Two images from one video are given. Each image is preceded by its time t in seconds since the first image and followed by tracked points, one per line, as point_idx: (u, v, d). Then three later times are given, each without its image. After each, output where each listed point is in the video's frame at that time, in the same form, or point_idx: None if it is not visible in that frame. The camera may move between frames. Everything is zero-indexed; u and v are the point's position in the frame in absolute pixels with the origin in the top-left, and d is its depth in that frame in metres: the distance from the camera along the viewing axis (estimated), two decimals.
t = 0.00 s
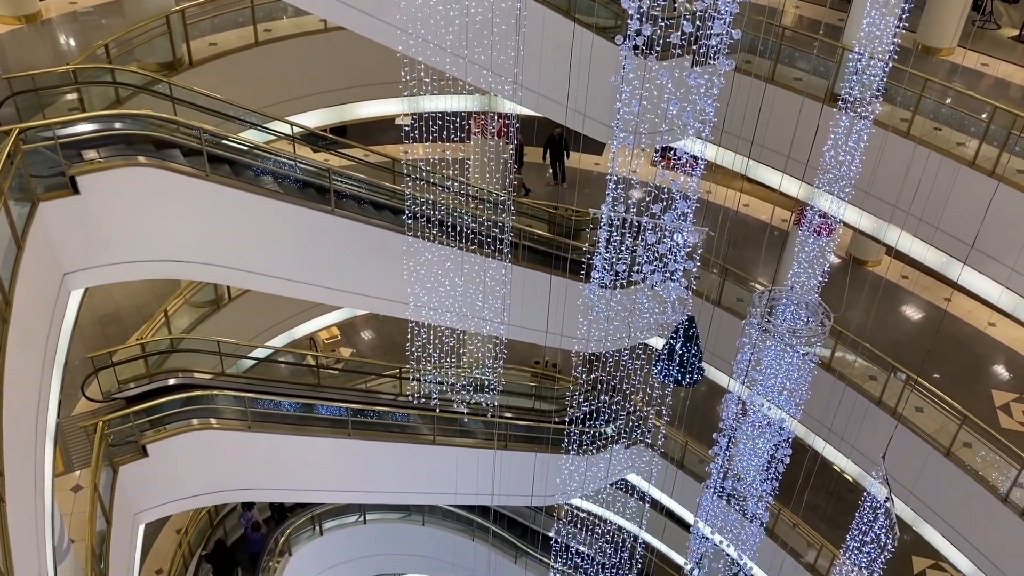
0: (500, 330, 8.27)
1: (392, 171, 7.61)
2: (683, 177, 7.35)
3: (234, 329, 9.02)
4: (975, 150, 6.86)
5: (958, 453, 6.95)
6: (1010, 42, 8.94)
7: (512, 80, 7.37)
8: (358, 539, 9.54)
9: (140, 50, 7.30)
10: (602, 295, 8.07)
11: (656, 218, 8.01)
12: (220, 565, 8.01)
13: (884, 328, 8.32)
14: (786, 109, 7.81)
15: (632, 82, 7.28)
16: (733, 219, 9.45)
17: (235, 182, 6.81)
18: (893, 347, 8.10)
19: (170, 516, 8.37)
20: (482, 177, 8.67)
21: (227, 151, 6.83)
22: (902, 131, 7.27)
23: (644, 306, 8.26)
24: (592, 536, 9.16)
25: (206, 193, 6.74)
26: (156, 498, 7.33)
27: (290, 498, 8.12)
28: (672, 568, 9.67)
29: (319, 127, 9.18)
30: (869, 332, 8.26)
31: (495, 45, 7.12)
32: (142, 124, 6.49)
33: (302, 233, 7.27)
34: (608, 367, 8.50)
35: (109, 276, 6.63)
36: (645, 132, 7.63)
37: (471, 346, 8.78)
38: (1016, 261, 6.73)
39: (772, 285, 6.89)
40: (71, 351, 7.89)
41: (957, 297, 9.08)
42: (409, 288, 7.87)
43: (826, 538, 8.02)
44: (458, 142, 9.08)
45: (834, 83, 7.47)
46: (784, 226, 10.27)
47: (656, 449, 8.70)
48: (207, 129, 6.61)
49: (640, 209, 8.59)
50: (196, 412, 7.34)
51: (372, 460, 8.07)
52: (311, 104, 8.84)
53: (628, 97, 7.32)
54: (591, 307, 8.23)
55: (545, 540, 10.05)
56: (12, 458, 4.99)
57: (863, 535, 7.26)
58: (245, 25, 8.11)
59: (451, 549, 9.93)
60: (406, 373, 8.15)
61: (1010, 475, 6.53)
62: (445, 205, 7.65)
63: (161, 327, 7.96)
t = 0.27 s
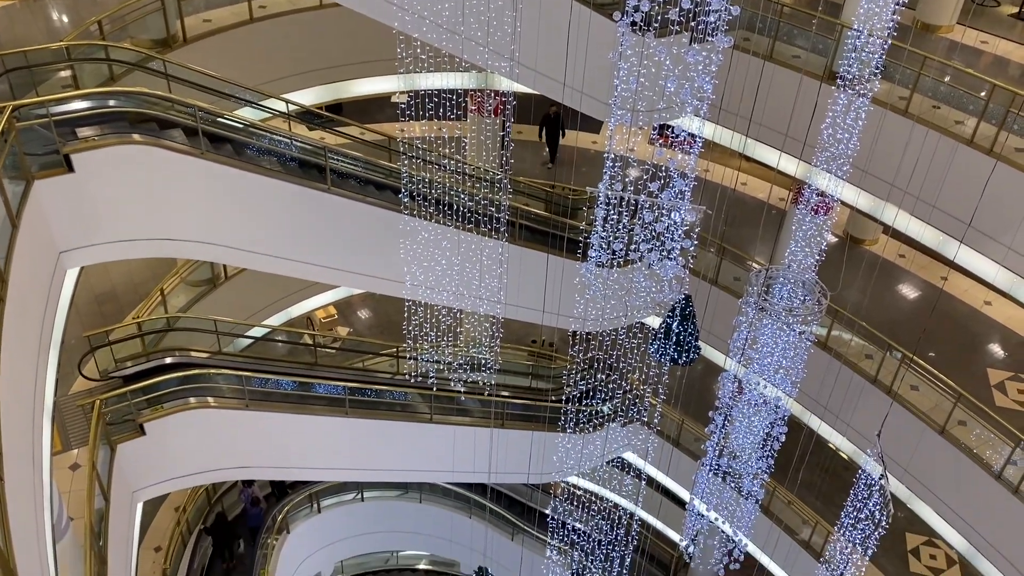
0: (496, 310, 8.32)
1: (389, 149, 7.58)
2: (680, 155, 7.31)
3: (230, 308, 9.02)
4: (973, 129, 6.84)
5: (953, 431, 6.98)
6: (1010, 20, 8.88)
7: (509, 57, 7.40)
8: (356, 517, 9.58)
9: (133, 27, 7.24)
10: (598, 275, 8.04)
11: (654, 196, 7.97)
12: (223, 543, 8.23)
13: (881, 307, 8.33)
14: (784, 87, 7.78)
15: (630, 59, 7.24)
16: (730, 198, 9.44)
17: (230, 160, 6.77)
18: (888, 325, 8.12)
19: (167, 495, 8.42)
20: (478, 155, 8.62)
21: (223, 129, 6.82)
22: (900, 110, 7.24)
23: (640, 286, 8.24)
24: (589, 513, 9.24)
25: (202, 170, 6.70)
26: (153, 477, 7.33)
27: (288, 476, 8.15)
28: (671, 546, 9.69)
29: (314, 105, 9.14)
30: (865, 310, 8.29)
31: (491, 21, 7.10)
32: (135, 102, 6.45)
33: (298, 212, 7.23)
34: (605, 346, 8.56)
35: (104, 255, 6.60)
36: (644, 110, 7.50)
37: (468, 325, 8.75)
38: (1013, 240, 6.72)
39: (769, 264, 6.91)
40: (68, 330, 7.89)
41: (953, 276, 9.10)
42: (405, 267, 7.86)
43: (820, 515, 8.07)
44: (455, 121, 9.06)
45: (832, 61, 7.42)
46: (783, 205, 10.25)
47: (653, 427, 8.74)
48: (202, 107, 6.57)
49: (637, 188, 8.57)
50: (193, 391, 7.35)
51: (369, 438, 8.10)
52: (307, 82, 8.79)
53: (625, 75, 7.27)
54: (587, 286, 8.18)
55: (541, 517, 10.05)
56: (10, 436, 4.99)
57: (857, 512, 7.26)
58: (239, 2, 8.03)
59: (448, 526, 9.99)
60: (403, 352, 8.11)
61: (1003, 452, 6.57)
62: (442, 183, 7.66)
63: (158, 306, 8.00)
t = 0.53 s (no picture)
0: (493, 288, 8.31)
1: (386, 126, 7.50)
2: (677, 132, 7.31)
3: (227, 286, 9.01)
4: (971, 106, 6.81)
5: (947, 408, 7.01)
6: None
7: (506, 33, 7.36)
8: (354, 494, 9.63)
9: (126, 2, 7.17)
10: (595, 253, 8.03)
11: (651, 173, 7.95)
12: (224, 517, 8.28)
13: (877, 285, 8.34)
14: (782, 64, 7.75)
15: (628, 34, 7.15)
16: (728, 176, 9.45)
17: (226, 137, 6.74)
18: (883, 303, 8.16)
19: (166, 471, 8.44)
20: (475, 132, 8.66)
21: (218, 106, 6.77)
22: (899, 87, 7.21)
23: (637, 264, 8.29)
24: (586, 490, 9.32)
25: (197, 147, 6.66)
26: (150, 453, 7.34)
27: (287, 453, 8.18)
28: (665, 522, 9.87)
29: (309, 82, 9.10)
30: (861, 287, 8.33)
31: None
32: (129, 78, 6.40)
33: (294, 190, 7.20)
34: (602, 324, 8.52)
35: (100, 232, 6.58)
36: (641, 87, 7.45)
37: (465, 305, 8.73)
38: (1010, 217, 6.70)
39: (766, 241, 6.83)
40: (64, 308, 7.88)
41: (949, 255, 9.12)
42: (402, 245, 7.84)
43: (815, 491, 8.14)
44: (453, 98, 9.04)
45: (831, 38, 7.37)
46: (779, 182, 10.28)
47: (649, 404, 8.76)
48: (196, 83, 6.52)
49: (635, 165, 8.55)
50: (191, 368, 7.36)
51: (367, 415, 8.13)
52: (303, 58, 8.74)
53: (623, 51, 7.20)
54: (584, 264, 8.17)
55: (538, 494, 10.09)
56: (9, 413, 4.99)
57: (852, 488, 7.22)
58: None
59: (446, 503, 10.08)
60: (399, 330, 8.14)
61: (997, 429, 6.60)
62: (437, 161, 7.57)
63: (155, 283, 7.96)
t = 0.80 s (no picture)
0: (490, 266, 8.26)
1: (381, 103, 7.51)
2: (676, 109, 7.26)
3: (224, 263, 9.00)
4: (970, 83, 6.78)
5: (942, 385, 7.04)
6: None
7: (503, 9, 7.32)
8: (352, 470, 9.68)
9: None
10: (593, 230, 8.01)
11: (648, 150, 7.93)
12: (221, 493, 8.34)
13: (874, 263, 8.36)
14: (780, 39, 7.69)
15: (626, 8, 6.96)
16: (725, 153, 9.43)
17: (222, 114, 6.70)
18: (880, 280, 8.16)
19: (163, 448, 8.46)
20: (471, 108, 8.50)
21: (214, 82, 6.73)
22: (897, 63, 7.18)
23: (635, 241, 8.32)
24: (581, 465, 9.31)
25: (193, 123, 6.62)
26: (147, 430, 7.32)
27: (285, 430, 8.20)
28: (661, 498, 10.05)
29: (305, 57, 9.02)
30: (858, 264, 8.34)
31: None
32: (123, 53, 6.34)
33: (290, 167, 7.16)
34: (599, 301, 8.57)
35: (95, 209, 6.53)
36: (638, 62, 7.36)
37: (462, 282, 8.81)
38: (1007, 195, 6.68)
39: (763, 220, 6.91)
40: (60, 286, 7.87)
41: (946, 232, 9.15)
42: (398, 222, 7.79)
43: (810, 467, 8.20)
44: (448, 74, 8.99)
45: (830, 15, 7.33)
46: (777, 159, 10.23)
47: (645, 381, 8.77)
48: (191, 58, 6.47)
49: (632, 142, 8.53)
50: (188, 345, 7.37)
51: (365, 392, 8.16)
52: (298, 33, 8.67)
53: (621, 25, 7.10)
54: (581, 242, 8.14)
55: (535, 471, 10.20)
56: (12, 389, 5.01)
57: (846, 464, 7.24)
58: None
59: (444, 480, 10.15)
60: (396, 308, 8.13)
61: (991, 406, 6.64)
62: (433, 138, 7.52)
63: (151, 261, 7.93)
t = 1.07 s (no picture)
0: (487, 243, 8.26)
1: (378, 79, 7.44)
2: (674, 85, 7.19)
3: (221, 240, 8.98)
4: (969, 59, 6.74)
5: (937, 361, 7.06)
6: None
7: None
8: (349, 447, 9.71)
9: None
10: (590, 207, 7.98)
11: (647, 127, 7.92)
12: (220, 467, 8.59)
13: (871, 240, 8.37)
14: (779, 15, 7.65)
15: None
16: (723, 130, 9.42)
17: (218, 90, 6.64)
18: (877, 257, 8.17)
19: (162, 424, 8.49)
20: (468, 83, 8.51)
21: (209, 58, 6.68)
22: (897, 39, 7.15)
23: (632, 217, 8.31)
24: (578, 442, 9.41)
25: (189, 100, 6.57)
26: (145, 407, 7.31)
27: (283, 407, 8.23)
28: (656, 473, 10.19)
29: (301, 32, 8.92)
30: (855, 242, 8.34)
31: None
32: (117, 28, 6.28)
33: (287, 144, 7.12)
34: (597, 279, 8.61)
35: (91, 185, 6.46)
36: (636, 38, 7.30)
37: (458, 259, 8.75)
38: (1005, 171, 6.64)
39: (760, 196, 6.84)
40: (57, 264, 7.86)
41: (943, 210, 9.19)
42: (395, 199, 7.76)
43: (805, 443, 8.25)
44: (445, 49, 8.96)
45: None
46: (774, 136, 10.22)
47: (642, 358, 8.80)
48: (185, 34, 6.41)
49: (631, 119, 8.50)
50: (185, 323, 7.36)
51: (363, 369, 8.18)
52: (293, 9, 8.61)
53: None
54: (580, 219, 8.16)
55: (531, 447, 10.36)
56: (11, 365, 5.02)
57: (841, 440, 7.29)
58: None
59: (442, 457, 10.22)
60: (394, 286, 8.09)
61: (986, 382, 6.68)
62: (430, 114, 7.51)
63: (147, 239, 7.90)
